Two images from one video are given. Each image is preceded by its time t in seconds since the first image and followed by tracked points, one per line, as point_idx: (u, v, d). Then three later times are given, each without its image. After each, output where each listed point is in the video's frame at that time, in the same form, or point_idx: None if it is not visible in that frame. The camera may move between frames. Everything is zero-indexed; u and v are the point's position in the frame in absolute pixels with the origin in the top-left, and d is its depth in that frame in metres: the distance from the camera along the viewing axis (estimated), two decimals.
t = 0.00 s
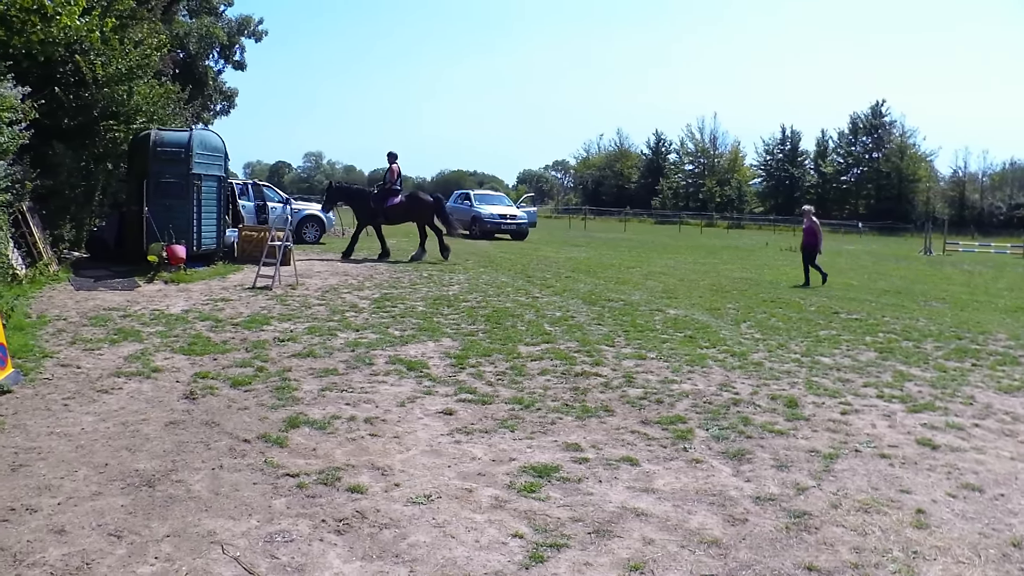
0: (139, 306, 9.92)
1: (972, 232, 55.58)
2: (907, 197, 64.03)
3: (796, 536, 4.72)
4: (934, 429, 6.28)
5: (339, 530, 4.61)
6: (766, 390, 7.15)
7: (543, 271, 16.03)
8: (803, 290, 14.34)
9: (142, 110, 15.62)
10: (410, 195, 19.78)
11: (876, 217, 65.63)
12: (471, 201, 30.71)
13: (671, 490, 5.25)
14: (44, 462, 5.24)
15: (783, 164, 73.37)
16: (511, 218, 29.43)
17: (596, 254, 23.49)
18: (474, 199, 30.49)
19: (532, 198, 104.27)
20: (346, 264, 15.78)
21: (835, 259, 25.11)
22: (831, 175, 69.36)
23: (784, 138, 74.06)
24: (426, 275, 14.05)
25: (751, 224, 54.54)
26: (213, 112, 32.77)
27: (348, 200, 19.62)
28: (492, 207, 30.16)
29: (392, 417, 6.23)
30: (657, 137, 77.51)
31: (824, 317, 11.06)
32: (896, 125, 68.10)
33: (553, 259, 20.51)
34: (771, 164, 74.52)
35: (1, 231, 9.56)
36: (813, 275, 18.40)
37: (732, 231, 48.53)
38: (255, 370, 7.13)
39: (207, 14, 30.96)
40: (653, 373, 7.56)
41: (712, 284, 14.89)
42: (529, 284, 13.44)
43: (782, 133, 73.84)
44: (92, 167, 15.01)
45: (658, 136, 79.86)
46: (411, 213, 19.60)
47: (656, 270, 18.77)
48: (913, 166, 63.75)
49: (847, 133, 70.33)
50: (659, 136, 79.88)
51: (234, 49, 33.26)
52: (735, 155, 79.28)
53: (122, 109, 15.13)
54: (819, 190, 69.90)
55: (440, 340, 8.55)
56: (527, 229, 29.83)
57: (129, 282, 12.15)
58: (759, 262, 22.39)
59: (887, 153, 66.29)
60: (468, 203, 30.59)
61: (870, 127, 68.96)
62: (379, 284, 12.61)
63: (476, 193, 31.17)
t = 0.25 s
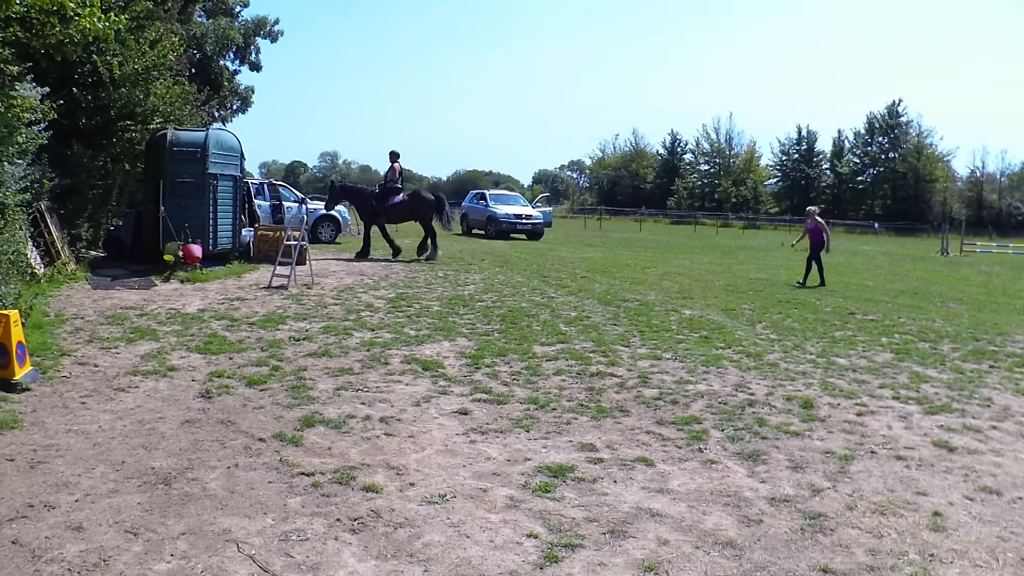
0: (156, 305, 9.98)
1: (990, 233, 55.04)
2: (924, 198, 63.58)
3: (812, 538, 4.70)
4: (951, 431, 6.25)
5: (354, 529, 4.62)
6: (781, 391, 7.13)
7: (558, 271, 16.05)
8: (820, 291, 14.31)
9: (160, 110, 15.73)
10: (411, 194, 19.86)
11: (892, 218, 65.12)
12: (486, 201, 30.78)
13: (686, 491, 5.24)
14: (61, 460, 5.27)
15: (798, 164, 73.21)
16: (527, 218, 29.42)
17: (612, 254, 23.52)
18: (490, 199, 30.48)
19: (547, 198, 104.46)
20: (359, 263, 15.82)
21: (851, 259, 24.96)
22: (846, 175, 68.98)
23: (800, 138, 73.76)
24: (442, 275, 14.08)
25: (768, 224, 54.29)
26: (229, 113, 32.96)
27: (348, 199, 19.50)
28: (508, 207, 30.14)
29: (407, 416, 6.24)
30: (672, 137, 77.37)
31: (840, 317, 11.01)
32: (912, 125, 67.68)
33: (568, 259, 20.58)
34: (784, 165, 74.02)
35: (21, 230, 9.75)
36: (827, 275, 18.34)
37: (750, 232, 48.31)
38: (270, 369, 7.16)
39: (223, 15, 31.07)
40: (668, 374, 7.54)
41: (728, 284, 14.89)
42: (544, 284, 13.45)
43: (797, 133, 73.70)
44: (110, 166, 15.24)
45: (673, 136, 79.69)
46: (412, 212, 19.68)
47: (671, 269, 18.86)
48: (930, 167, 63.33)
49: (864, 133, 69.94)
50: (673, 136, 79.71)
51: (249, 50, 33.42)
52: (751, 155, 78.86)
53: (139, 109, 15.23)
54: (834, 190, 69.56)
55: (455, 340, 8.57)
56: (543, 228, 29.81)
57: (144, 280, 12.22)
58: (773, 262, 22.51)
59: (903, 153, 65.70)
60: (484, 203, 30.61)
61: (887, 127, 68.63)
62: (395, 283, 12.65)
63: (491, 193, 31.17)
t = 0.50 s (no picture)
0: (171, 304, 10.02)
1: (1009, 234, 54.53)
2: (941, 198, 63.08)
3: (827, 539, 4.68)
4: (967, 433, 6.22)
5: (369, 528, 4.63)
6: (796, 392, 7.11)
7: (573, 271, 16.07)
8: (836, 291, 14.27)
9: (176, 111, 15.73)
10: (414, 194, 19.93)
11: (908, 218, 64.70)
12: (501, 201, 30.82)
13: (701, 492, 5.23)
14: (78, 457, 5.30)
15: (814, 164, 72.46)
16: (542, 218, 29.40)
17: (628, 254, 23.55)
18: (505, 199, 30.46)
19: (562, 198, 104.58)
20: (373, 263, 15.87)
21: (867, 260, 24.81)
22: (862, 176, 68.61)
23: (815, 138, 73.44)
24: (457, 275, 14.10)
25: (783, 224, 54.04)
26: (244, 113, 33.15)
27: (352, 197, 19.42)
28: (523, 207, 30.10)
29: (422, 416, 6.25)
30: (687, 137, 77.14)
31: (855, 318, 10.97)
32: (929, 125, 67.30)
33: (584, 258, 20.64)
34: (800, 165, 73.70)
35: (39, 229, 9.83)
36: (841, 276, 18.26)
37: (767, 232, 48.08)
38: (286, 368, 7.19)
39: (239, 15, 31.22)
40: (683, 374, 7.53)
41: (743, 284, 14.90)
42: (559, 284, 13.45)
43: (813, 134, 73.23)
44: (127, 166, 15.58)
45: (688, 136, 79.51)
46: (416, 212, 19.77)
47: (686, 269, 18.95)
48: (947, 167, 62.89)
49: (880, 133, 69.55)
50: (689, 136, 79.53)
51: (265, 51, 33.62)
52: (766, 156, 78.37)
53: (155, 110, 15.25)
54: (850, 190, 69.22)
55: (470, 340, 8.58)
56: (558, 229, 29.79)
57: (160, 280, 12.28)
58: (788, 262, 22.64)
59: (920, 154, 65.28)
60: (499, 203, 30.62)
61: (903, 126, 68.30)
62: (410, 283, 12.68)
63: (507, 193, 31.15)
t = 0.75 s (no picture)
0: (187, 303, 10.08)
1: None
2: (958, 199, 62.61)
3: (842, 541, 4.67)
4: (984, 435, 6.18)
5: (383, 527, 4.64)
6: (811, 393, 7.09)
7: (588, 271, 16.08)
8: (852, 292, 14.24)
9: (192, 111, 15.84)
10: (419, 193, 19.95)
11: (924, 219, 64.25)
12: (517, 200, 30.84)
13: (716, 493, 5.22)
14: (96, 455, 5.33)
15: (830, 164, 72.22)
16: (557, 218, 29.40)
17: (643, 254, 23.58)
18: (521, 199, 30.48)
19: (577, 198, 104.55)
20: (386, 262, 15.91)
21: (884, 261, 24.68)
22: (878, 176, 68.22)
23: (831, 138, 73.09)
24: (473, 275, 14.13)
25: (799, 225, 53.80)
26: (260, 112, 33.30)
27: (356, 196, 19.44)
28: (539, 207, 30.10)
29: (437, 415, 6.26)
30: (703, 137, 76.86)
31: (871, 319, 10.93)
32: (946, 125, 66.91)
33: (599, 258, 20.67)
34: (816, 166, 73.47)
35: (55, 228, 9.88)
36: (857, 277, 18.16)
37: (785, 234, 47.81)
38: (301, 367, 7.22)
39: (255, 15, 31.35)
40: (698, 375, 7.51)
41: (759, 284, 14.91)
42: (575, 284, 13.46)
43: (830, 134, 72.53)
44: (144, 166, 15.50)
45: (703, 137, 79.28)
46: (420, 212, 19.81)
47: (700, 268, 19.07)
48: (964, 167, 62.34)
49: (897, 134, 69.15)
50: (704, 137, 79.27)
51: (281, 50, 33.75)
52: (782, 155, 77.74)
53: (171, 110, 15.36)
54: (867, 191, 68.88)
55: (486, 340, 8.59)
56: (574, 229, 29.74)
57: (176, 279, 12.35)
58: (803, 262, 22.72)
59: (937, 154, 64.84)
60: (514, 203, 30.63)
61: (920, 126, 68.01)
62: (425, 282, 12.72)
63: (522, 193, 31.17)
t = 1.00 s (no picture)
0: (202, 302, 10.13)
1: None
2: (974, 199, 62.09)
3: (857, 543, 4.65)
4: (1002, 437, 6.14)
5: (398, 526, 4.65)
6: (826, 393, 7.07)
7: (602, 271, 16.07)
8: (867, 292, 14.20)
9: (208, 110, 16.06)
10: (424, 193, 19.96)
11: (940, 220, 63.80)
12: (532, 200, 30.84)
13: (731, 493, 5.21)
14: (113, 452, 5.37)
15: (846, 164, 73.05)
16: (572, 218, 29.40)
17: (658, 254, 23.58)
18: (535, 199, 30.49)
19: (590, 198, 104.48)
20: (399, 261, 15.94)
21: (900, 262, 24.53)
22: (893, 176, 67.83)
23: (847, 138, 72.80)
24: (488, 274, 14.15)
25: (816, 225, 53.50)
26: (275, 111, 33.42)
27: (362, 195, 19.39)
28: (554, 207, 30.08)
29: (452, 415, 6.27)
30: (717, 137, 76.58)
31: (887, 320, 10.88)
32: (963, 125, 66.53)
33: (614, 258, 20.66)
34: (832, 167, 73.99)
35: (72, 226, 9.96)
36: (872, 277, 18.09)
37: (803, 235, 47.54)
38: (316, 366, 7.24)
39: (271, 15, 31.44)
40: (713, 375, 7.49)
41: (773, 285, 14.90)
42: (590, 284, 13.45)
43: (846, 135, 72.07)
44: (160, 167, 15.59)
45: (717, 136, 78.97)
46: (425, 211, 19.84)
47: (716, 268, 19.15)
48: (982, 167, 61.74)
49: (913, 134, 68.76)
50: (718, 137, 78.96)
51: (296, 50, 33.84)
52: (796, 155, 77.05)
53: (189, 110, 15.57)
54: (883, 190, 68.51)
55: (500, 339, 8.60)
56: (588, 229, 29.71)
57: (192, 278, 12.41)
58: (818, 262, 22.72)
59: (953, 153, 64.38)
60: (529, 202, 30.59)
61: (937, 126, 67.76)
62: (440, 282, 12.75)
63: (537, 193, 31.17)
